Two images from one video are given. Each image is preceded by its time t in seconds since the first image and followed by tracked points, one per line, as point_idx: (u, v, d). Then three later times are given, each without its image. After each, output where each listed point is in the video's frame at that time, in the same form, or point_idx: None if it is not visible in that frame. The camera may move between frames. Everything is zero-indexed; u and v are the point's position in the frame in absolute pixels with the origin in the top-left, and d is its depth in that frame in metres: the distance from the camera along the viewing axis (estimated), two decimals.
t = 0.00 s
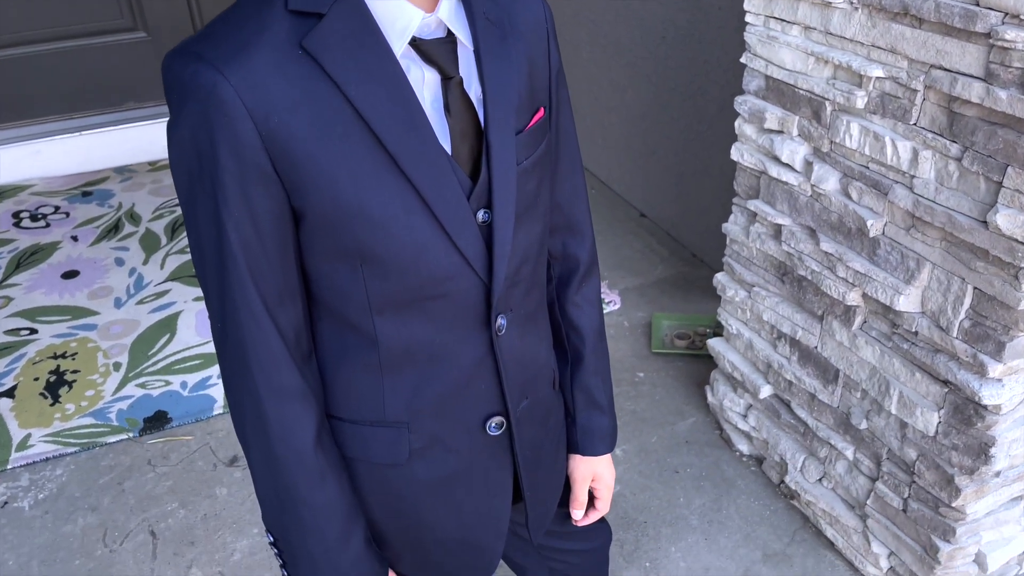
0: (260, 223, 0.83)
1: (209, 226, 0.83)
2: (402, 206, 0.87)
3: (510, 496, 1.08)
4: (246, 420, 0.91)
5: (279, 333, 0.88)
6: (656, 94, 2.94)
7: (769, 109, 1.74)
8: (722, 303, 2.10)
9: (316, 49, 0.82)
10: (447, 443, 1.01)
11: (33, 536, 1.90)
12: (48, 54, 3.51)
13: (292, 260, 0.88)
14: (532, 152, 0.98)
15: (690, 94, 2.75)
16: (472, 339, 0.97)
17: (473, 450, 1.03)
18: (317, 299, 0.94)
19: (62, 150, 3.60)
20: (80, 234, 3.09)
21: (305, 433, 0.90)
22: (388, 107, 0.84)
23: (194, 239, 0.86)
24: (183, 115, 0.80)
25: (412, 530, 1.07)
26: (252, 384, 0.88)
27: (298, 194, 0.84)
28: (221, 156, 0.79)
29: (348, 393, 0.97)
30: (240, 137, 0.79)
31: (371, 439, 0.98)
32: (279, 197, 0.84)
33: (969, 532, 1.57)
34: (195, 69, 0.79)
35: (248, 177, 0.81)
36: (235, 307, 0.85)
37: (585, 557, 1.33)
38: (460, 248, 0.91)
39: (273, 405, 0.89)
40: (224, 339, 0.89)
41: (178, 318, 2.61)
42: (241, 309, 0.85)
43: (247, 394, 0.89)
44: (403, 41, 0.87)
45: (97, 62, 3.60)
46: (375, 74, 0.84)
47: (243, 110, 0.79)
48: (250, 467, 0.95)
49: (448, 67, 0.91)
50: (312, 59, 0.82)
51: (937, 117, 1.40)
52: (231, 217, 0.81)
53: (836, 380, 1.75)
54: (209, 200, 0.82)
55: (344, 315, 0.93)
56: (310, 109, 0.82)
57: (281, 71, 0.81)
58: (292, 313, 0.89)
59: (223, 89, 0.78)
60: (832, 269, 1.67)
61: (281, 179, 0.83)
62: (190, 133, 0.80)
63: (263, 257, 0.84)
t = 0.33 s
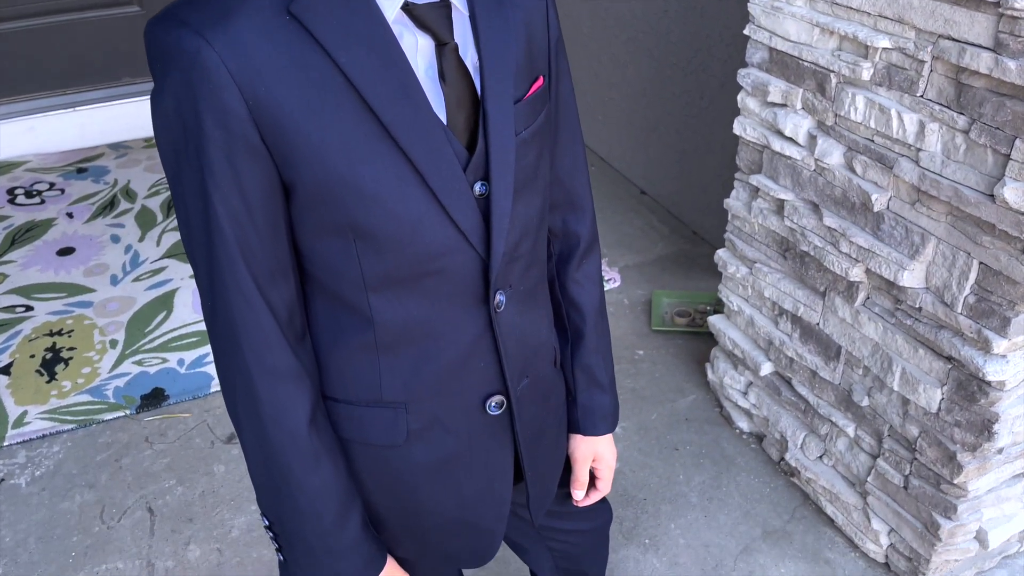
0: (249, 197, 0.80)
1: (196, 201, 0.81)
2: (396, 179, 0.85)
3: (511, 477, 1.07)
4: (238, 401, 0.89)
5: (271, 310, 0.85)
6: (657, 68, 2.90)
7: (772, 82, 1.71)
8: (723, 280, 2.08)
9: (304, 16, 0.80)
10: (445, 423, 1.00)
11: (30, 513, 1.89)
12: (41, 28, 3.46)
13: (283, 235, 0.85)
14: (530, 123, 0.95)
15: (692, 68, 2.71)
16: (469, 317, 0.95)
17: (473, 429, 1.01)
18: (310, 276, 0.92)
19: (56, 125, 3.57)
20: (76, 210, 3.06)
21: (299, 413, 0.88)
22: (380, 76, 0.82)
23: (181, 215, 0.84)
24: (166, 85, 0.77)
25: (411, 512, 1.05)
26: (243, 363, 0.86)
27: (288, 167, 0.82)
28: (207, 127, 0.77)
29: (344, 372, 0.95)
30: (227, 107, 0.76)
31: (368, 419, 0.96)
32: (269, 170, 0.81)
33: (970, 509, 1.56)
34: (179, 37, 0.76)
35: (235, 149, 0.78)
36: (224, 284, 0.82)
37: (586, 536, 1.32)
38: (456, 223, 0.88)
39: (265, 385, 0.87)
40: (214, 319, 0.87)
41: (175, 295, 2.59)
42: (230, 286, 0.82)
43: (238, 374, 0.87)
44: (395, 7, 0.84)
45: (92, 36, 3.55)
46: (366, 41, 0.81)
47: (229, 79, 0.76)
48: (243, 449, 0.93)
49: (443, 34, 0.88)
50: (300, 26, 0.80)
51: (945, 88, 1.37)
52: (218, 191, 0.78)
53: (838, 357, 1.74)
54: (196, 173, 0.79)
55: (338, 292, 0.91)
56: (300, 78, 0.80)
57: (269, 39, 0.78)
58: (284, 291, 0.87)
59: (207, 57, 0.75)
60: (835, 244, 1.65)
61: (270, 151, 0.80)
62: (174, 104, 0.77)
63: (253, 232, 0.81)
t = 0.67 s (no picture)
0: (241, 170, 0.77)
1: (187, 173, 0.78)
2: (393, 150, 0.82)
3: (512, 455, 1.05)
4: (233, 378, 0.87)
5: (265, 286, 0.82)
6: (658, 43, 2.87)
7: (776, 54, 1.69)
8: (724, 257, 2.07)
9: None
10: (444, 401, 0.97)
11: (28, 490, 1.89)
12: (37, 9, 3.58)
13: (277, 209, 0.82)
14: (531, 94, 0.92)
15: (693, 43, 2.68)
16: (470, 293, 0.93)
17: (473, 407, 0.99)
18: (305, 250, 0.89)
19: (53, 101, 3.53)
20: (71, 186, 3.04)
21: (295, 392, 0.86)
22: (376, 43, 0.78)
23: (172, 189, 0.81)
24: (154, 53, 0.74)
25: (410, 490, 1.03)
26: (237, 341, 0.84)
27: (281, 138, 0.79)
28: (196, 97, 0.74)
29: (341, 349, 0.93)
30: (217, 76, 0.73)
31: (366, 396, 0.94)
32: (262, 141, 0.78)
33: (971, 485, 1.56)
34: (166, 4, 0.74)
35: (226, 119, 0.75)
36: (216, 259, 0.80)
37: (586, 513, 1.31)
38: (455, 196, 0.85)
39: (260, 363, 0.84)
40: (207, 295, 0.84)
41: (172, 272, 2.57)
42: (223, 261, 0.79)
43: (232, 351, 0.85)
44: None
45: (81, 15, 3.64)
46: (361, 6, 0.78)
47: (219, 46, 0.73)
48: (239, 427, 0.91)
49: None
50: None
51: (952, 60, 1.35)
52: (209, 162, 0.76)
53: (840, 333, 1.73)
54: (186, 145, 0.77)
55: (333, 267, 0.88)
56: (293, 45, 0.77)
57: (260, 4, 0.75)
58: (279, 266, 0.84)
59: (196, 24, 0.72)
60: (838, 219, 1.63)
61: (263, 122, 0.77)
62: (163, 73, 0.75)
63: (246, 206, 0.79)
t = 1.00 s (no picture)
0: (232, 132, 0.74)
1: (176, 137, 0.75)
2: (392, 113, 0.77)
3: (513, 431, 1.01)
4: (225, 351, 0.83)
5: (257, 255, 0.78)
6: (659, 15, 2.83)
7: (781, 24, 1.65)
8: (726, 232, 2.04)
9: None
10: (445, 376, 0.93)
11: (23, 466, 1.88)
12: None
13: (271, 175, 0.79)
14: (536, 57, 0.88)
15: (695, 15, 2.63)
16: (472, 265, 0.89)
17: (474, 383, 0.95)
18: (300, 219, 0.85)
19: (44, 75, 3.48)
20: (65, 161, 3.00)
21: (289, 365, 0.82)
22: None
23: (162, 153, 0.78)
24: (142, 9, 0.71)
25: (409, 467, 0.99)
26: (229, 312, 0.80)
27: (274, 100, 0.75)
28: (185, 55, 0.70)
29: (336, 322, 0.89)
30: (206, 33, 0.70)
31: (363, 372, 0.90)
32: (254, 103, 0.74)
33: (973, 462, 1.55)
34: None
35: (217, 79, 0.71)
36: (207, 226, 0.76)
37: (587, 490, 1.30)
38: (457, 162, 0.81)
39: (252, 335, 0.80)
40: (197, 265, 0.80)
41: (168, 247, 2.54)
42: (214, 228, 0.76)
43: (224, 323, 0.81)
44: None
45: None
46: None
47: (208, 2, 0.69)
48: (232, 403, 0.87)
49: None
50: None
51: (961, 28, 1.32)
52: (198, 124, 0.72)
53: (842, 309, 1.71)
54: (175, 106, 0.73)
55: (330, 237, 0.85)
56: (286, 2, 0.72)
57: None
58: (271, 235, 0.80)
59: None
60: (842, 193, 1.61)
61: (256, 84, 0.74)
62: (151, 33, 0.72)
63: (237, 171, 0.75)
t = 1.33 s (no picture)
0: (223, 91, 0.70)
1: (165, 96, 0.72)
2: (391, 72, 0.74)
3: (516, 405, 0.99)
4: (218, 321, 0.80)
5: (250, 221, 0.75)
6: None
7: None
8: (727, 206, 2.01)
9: None
10: (445, 348, 0.90)
11: (17, 441, 1.86)
12: None
13: (265, 137, 0.75)
14: (542, 14, 0.84)
15: None
16: (473, 232, 0.86)
17: (476, 356, 0.93)
18: (296, 183, 0.82)
19: (33, 48, 3.44)
20: (57, 135, 2.96)
21: (284, 336, 0.79)
22: None
23: (151, 114, 0.75)
24: None
25: (408, 442, 0.97)
26: (222, 281, 0.77)
27: (267, 57, 0.72)
28: (172, 7, 0.67)
29: (333, 291, 0.86)
30: None
31: (361, 344, 0.87)
32: (246, 60, 0.71)
33: (977, 438, 1.53)
34: None
35: (206, 33, 0.68)
36: (198, 190, 0.73)
37: (588, 465, 1.28)
38: (459, 124, 0.78)
39: (246, 304, 0.77)
40: (189, 232, 0.77)
41: (161, 221, 2.51)
42: (205, 191, 0.73)
43: (217, 292, 0.78)
44: None
45: None
46: None
47: None
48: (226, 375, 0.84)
49: None
50: None
51: None
52: (188, 82, 0.69)
53: (846, 283, 1.69)
54: (163, 63, 0.70)
55: (326, 203, 0.82)
56: None
57: None
58: (266, 200, 0.77)
59: None
60: (848, 165, 1.57)
61: (248, 39, 0.70)
62: None
63: (229, 132, 0.72)
